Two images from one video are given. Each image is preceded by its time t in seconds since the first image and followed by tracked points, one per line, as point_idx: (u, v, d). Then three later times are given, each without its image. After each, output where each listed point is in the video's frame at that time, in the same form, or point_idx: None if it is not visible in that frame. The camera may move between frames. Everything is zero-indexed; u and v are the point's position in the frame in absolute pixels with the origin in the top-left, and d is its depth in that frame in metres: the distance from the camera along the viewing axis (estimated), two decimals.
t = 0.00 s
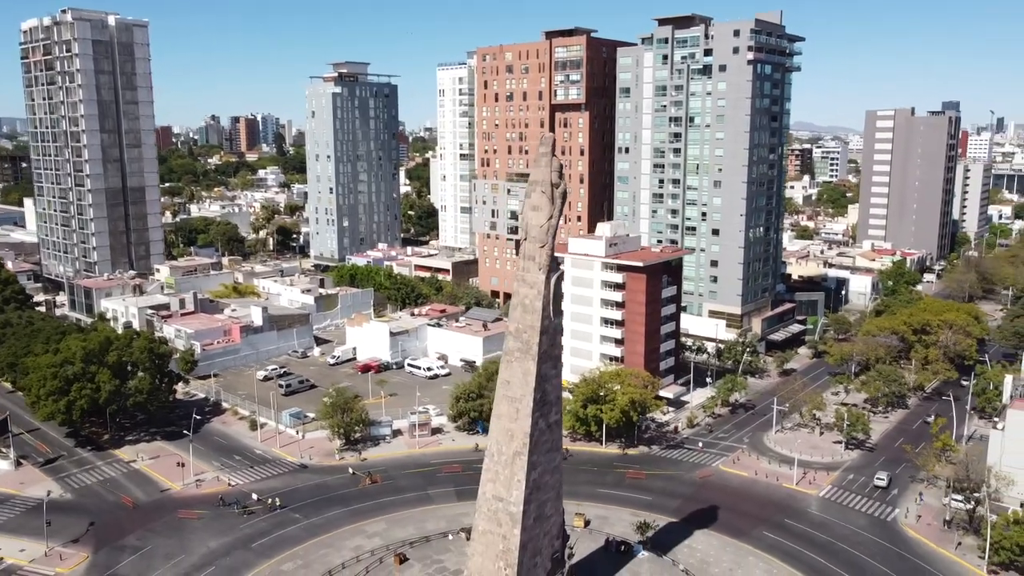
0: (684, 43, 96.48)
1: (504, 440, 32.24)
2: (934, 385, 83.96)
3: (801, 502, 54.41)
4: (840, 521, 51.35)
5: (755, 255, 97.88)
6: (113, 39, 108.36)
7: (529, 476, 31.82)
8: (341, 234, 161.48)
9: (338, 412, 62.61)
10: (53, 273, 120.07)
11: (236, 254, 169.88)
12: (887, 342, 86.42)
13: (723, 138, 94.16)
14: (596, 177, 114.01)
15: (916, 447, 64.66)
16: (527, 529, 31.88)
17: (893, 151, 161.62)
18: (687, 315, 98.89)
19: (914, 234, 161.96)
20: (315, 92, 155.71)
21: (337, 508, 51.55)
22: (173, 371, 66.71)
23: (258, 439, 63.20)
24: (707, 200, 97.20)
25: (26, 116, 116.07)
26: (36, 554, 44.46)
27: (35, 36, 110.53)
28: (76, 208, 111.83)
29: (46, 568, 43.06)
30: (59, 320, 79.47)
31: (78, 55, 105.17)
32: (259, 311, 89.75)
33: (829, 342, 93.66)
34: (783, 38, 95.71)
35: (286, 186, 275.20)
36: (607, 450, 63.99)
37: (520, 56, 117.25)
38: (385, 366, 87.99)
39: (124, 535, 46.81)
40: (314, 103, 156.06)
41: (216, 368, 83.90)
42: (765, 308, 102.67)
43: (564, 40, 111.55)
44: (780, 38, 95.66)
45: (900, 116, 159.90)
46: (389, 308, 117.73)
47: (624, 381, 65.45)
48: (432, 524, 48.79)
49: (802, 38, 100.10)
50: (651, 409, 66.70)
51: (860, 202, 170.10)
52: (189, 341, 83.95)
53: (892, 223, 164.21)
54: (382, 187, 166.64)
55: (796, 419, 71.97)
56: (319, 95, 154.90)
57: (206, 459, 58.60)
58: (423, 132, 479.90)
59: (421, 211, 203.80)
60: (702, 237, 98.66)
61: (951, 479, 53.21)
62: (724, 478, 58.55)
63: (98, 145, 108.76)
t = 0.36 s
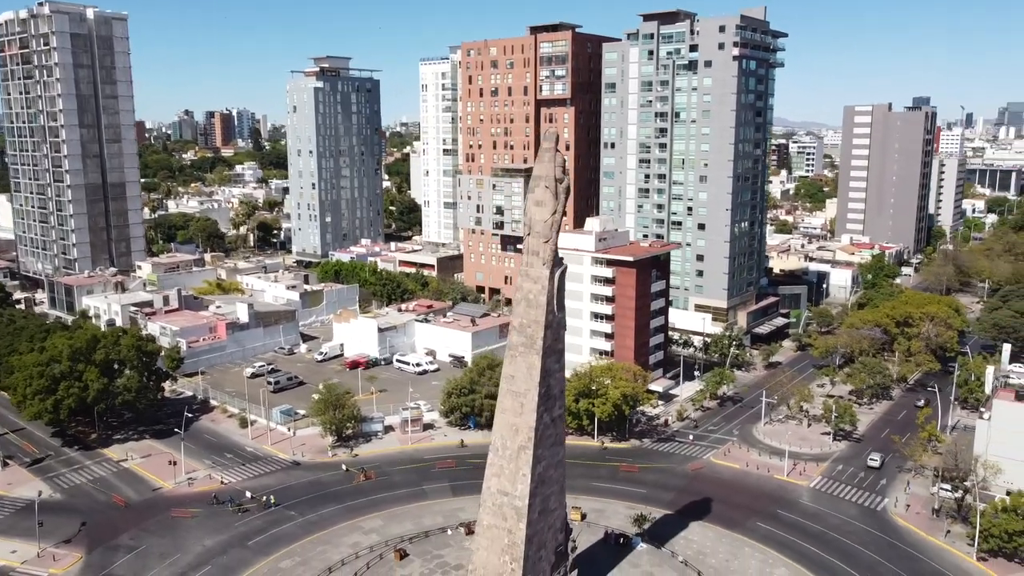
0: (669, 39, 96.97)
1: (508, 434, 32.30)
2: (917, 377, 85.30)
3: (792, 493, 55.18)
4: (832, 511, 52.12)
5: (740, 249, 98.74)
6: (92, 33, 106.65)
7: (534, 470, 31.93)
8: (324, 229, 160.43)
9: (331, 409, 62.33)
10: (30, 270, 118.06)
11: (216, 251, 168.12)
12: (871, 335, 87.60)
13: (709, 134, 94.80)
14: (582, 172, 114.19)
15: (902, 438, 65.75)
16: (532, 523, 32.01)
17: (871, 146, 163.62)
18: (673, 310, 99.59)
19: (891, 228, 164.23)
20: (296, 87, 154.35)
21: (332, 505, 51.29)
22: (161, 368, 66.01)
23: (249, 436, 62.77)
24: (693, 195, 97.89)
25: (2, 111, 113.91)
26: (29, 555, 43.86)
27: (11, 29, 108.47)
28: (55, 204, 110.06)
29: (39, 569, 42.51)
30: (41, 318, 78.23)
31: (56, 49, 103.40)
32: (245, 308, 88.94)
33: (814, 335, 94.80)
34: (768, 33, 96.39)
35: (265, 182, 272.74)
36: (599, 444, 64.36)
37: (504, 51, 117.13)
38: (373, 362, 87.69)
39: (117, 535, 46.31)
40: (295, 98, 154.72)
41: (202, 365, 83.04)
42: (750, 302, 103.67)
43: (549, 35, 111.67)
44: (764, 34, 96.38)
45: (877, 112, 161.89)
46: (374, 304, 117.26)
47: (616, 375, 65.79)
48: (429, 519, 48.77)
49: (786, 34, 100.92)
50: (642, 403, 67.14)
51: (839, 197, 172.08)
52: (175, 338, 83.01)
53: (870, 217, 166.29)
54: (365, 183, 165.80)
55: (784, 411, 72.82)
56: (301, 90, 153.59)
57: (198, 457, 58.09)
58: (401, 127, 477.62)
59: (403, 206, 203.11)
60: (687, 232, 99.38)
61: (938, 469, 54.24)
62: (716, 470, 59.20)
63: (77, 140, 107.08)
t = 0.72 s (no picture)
0: (653, 36, 97.39)
1: (511, 431, 32.33)
2: (899, 370, 86.59)
3: (782, 485, 55.91)
4: (821, 503, 52.86)
5: (724, 245, 99.56)
6: (68, 28, 104.73)
7: (537, 466, 32.02)
8: (304, 227, 159.10)
9: (321, 407, 61.90)
10: (5, 269, 115.73)
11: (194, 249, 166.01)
12: (853, 328, 88.73)
13: (692, 130, 95.39)
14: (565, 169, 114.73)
15: (886, 430, 66.77)
16: (536, 519, 32.12)
17: (846, 143, 165.73)
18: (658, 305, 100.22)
19: (867, 223, 166.48)
20: (275, 83, 152.77)
21: (325, 503, 50.96)
22: (146, 368, 65.12)
23: (237, 436, 62.13)
24: (677, 191, 98.48)
25: None
26: (18, 559, 43.17)
27: None
28: (30, 202, 108.03)
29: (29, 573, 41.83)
30: (20, 318, 76.71)
31: (31, 44, 101.41)
32: (229, 306, 87.94)
33: (797, 330, 95.89)
34: (749, 31, 97.15)
35: (240, 179, 269.84)
36: (589, 440, 64.63)
37: (487, 47, 116.91)
38: (359, 360, 87.31)
39: (108, 537, 45.68)
40: (274, 94, 153.16)
41: (185, 365, 82.04)
42: (733, 297, 104.63)
43: (532, 32, 111.73)
44: (746, 31, 97.10)
45: (852, 109, 164.03)
46: (357, 302, 116.69)
47: (605, 371, 66.08)
48: (424, 517, 48.69)
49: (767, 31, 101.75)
50: (632, 398, 67.52)
51: (815, 193, 174.07)
52: (157, 338, 81.88)
53: (847, 213, 168.47)
54: (345, 179, 164.76)
55: (770, 405, 73.67)
56: (280, 86, 152.03)
57: (187, 457, 57.39)
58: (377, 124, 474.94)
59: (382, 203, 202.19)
60: (671, 227, 100.03)
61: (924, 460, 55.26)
62: (706, 464, 59.78)
63: (53, 137, 105.17)
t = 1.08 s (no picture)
0: (637, 34, 97.78)
1: (514, 428, 32.37)
2: (881, 364, 87.79)
3: (773, 480, 56.51)
4: (812, 496, 53.49)
5: (708, 242, 100.27)
6: (44, 23, 102.90)
7: (540, 463, 32.08)
8: (285, 226, 157.83)
9: (311, 407, 61.37)
10: None
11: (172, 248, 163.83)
12: (836, 324, 89.79)
13: (677, 128, 95.94)
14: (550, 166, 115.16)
15: (871, 424, 67.75)
16: (539, 516, 32.20)
17: (824, 140, 167.66)
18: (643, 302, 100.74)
19: (844, 220, 168.50)
20: (255, 80, 151.20)
21: (319, 503, 50.65)
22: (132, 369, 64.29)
23: (225, 437, 61.44)
24: (662, 188, 99.00)
25: None
26: (7, 565, 42.47)
27: None
28: (6, 201, 106.05)
29: None
30: None
31: (6, 40, 99.51)
32: (213, 306, 86.99)
33: (780, 326, 96.90)
34: (733, 29, 97.94)
35: (216, 178, 266.80)
36: (580, 437, 64.81)
37: (471, 45, 116.69)
38: (346, 359, 86.83)
39: (99, 540, 45.08)
40: (254, 91, 151.64)
41: (170, 365, 81.10)
42: (717, 294, 105.44)
43: (516, 30, 111.74)
44: (730, 30, 97.83)
45: (830, 107, 166.01)
46: (341, 301, 116.01)
47: (595, 368, 66.32)
48: (419, 516, 48.60)
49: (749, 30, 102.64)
50: (622, 394, 67.79)
51: (794, 190, 175.85)
52: (141, 338, 80.84)
53: (825, 210, 170.39)
54: (326, 178, 163.63)
55: (757, 400, 74.40)
56: (260, 83, 150.53)
57: (175, 459, 56.68)
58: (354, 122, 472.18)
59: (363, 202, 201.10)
60: (656, 225, 100.56)
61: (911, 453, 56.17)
62: (697, 459, 60.23)
63: (30, 135, 103.30)
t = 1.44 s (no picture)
0: (624, 33, 98.05)
1: (520, 427, 32.37)
2: (867, 361, 88.79)
3: (766, 475, 56.99)
4: (806, 492, 54.01)
5: (695, 240, 100.85)
6: (23, 20, 101.22)
7: (547, 462, 32.10)
8: (269, 225, 156.24)
9: (304, 407, 60.84)
10: None
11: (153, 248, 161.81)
12: (823, 321, 90.66)
13: (664, 127, 96.39)
14: (536, 165, 115.39)
15: (860, 420, 68.56)
16: (546, 514, 32.20)
17: (805, 139, 169.25)
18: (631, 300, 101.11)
19: (825, 218, 170.22)
20: (237, 78, 149.70)
21: (315, 504, 50.30)
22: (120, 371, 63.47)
23: (216, 438, 60.72)
24: (649, 187, 99.39)
25: None
26: None
27: None
28: None
29: None
30: None
31: None
32: (199, 306, 86.06)
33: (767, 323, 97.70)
34: (719, 28, 98.57)
35: (194, 177, 263.94)
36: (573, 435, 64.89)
37: (457, 44, 116.43)
38: (335, 359, 86.30)
39: (93, 544, 44.47)
40: (236, 90, 150.18)
41: (156, 367, 80.12)
42: (704, 291, 106.10)
43: (502, 28, 111.71)
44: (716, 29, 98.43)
45: (810, 106, 167.59)
46: (327, 301, 115.23)
47: (588, 366, 66.47)
48: (416, 516, 48.45)
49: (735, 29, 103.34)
50: (614, 392, 68.00)
51: (775, 188, 177.32)
52: (126, 340, 79.75)
53: (805, 208, 172.03)
54: (309, 177, 162.54)
55: (747, 397, 74.97)
56: (242, 81, 149.09)
57: (167, 462, 55.95)
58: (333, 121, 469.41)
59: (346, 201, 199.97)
60: (644, 223, 100.93)
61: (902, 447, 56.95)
62: (691, 456, 60.59)
63: (9, 133, 101.51)
